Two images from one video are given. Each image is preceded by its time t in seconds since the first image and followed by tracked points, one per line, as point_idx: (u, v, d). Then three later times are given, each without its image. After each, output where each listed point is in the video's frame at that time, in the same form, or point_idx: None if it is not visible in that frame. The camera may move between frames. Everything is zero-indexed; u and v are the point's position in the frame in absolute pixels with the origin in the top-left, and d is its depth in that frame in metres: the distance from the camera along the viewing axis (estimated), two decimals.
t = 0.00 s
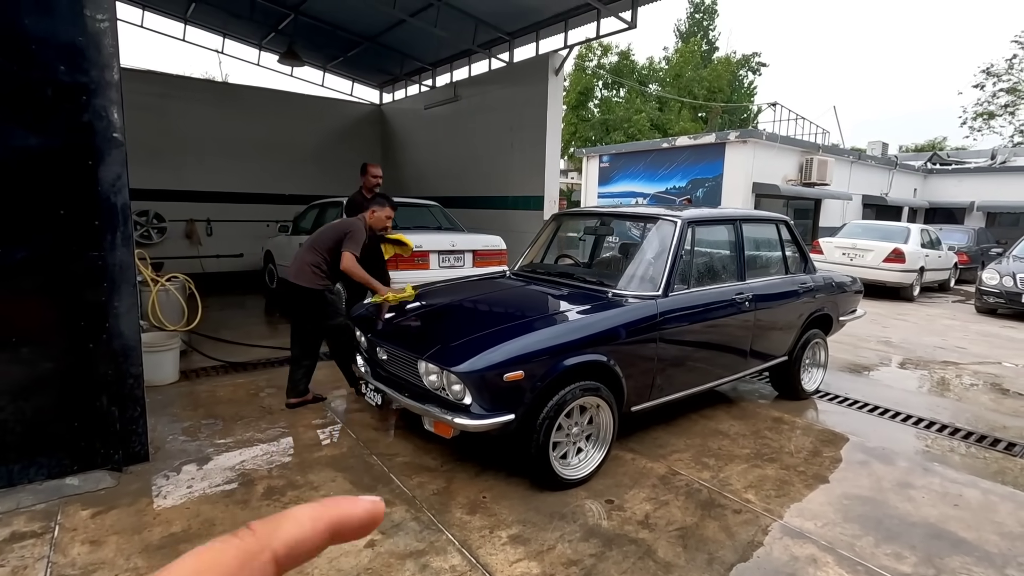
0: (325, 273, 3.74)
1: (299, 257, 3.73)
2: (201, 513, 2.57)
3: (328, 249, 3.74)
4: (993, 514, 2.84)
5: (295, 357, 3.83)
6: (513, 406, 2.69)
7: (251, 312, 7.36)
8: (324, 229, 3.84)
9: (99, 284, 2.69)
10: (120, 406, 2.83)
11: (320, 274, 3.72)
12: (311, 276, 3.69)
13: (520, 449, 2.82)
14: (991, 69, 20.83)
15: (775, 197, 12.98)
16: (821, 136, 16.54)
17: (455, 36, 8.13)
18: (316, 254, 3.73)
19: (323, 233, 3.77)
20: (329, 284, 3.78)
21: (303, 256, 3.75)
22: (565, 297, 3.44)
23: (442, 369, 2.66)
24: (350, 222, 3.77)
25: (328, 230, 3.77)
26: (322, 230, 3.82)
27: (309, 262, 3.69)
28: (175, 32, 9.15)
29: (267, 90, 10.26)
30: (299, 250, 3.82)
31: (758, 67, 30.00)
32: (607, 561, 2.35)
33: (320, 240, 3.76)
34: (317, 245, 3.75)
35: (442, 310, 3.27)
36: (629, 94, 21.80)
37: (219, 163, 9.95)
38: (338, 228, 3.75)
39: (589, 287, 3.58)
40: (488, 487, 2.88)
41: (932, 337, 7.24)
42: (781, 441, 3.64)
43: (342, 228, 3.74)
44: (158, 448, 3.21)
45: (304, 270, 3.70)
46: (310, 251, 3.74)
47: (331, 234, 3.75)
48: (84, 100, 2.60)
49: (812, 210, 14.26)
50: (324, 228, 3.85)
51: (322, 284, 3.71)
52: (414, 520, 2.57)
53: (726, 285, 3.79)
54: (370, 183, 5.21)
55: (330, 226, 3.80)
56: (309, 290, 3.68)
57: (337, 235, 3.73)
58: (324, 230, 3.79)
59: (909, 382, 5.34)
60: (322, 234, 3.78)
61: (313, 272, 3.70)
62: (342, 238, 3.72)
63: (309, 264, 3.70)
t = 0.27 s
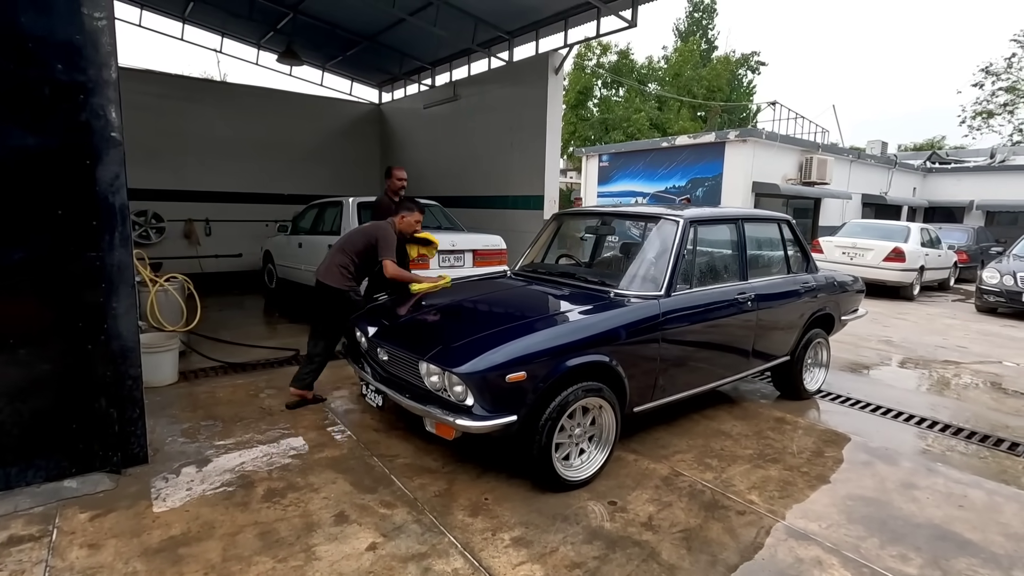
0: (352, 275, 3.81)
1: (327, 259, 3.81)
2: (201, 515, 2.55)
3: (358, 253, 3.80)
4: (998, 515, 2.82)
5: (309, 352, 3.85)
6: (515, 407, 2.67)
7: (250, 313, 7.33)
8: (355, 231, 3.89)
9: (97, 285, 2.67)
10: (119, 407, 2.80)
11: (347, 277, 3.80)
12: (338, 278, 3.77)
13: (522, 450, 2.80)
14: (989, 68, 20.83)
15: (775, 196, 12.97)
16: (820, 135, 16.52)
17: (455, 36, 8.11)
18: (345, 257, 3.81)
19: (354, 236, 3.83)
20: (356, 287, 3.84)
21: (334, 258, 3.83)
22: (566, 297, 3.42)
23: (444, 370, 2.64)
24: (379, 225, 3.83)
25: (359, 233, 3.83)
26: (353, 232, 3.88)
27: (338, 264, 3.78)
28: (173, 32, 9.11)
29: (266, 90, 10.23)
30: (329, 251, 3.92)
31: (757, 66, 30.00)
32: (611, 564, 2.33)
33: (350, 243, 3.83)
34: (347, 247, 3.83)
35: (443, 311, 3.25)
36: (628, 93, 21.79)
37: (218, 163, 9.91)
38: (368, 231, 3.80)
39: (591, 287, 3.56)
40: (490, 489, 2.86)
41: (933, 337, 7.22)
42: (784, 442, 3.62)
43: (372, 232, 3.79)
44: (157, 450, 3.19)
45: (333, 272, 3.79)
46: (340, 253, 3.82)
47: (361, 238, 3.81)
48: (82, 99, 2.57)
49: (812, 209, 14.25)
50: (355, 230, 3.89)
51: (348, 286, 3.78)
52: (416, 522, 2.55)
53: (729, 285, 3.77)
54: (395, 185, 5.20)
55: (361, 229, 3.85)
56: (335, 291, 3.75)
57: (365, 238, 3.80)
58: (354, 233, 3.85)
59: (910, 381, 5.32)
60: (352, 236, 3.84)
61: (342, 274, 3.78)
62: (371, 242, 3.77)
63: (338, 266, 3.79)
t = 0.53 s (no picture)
0: (377, 273, 4.11)
1: (355, 256, 4.14)
2: (209, 520, 2.51)
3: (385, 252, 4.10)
4: (1017, 519, 2.78)
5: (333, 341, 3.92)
6: (528, 410, 2.63)
7: (253, 313, 7.30)
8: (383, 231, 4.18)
9: (103, 287, 2.63)
10: (126, 411, 2.77)
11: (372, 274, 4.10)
12: (364, 275, 4.08)
13: (534, 454, 2.76)
14: (994, 66, 20.72)
15: (779, 194, 12.91)
16: (824, 133, 16.44)
17: (459, 34, 8.06)
18: (372, 255, 4.11)
19: (381, 236, 4.12)
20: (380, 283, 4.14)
21: (361, 255, 4.13)
22: (576, 298, 3.38)
23: (455, 373, 2.61)
24: (407, 226, 4.11)
25: (387, 234, 4.12)
26: (381, 232, 4.17)
27: (364, 261, 4.08)
28: (176, 31, 9.09)
29: (268, 88, 10.19)
30: (358, 249, 4.24)
31: (760, 64, 29.88)
32: (626, 570, 2.29)
33: (377, 243, 4.12)
34: (375, 246, 4.12)
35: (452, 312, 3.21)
36: (631, 92, 21.74)
37: (221, 162, 9.88)
38: (396, 232, 4.09)
39: (601, 288, 3.52)
40: (501, 492, 2.82)
41: (941, 336, 7.17)
42: (796, 444, 3.58)
43: (400, 232, 4.08)
44: (164, 453, 3.15)
45: (360, 268, 4.09)
46: (368, 251, 4.12)
47: (389, 238, 4.10)
48: (87, 98, 2.53)
49: (816, 208, 14.18)
50: (383, 230, 4.19)
51: (372, 282, 4.09)
52: (427, 527, 2.51)
53: (740, 285, 3.73)
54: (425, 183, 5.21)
55: (389, 229, 4.14)
56: (360, 286, 4.06)
57: (394, 239, 4.09)
58: (382, 233, 4.13)
59: (920, 381, 5.27)
60: (380, 236, 4.13)
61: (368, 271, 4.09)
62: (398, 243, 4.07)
63: (365, 263, 4.09)
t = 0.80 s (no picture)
0: (393, 271, 4.12)
1: (372, 253, 4.18)
2: (221, 526, 2.47)
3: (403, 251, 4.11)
4: None
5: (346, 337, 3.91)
6: (544, 415, 2.58)
7: (259, 312, 7.27)
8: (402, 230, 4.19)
9: (113, 288, 2.59)
10: (135, 414, 2.73)
11: (390, 272, 4.11)
12: (381, 272, 4.10)
13: (550, 459, 2.71)
14: (1002, 64, 20.57)
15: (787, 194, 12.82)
16: (831, 132, 16.34)
17: (466, 32, 8.01)
18: (390, 253, 4.12)
19: (400, 235, 4.13)
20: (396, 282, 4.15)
21: (380, 253, 4.15)
22: (589, 299, 3.32)
23: (470, 377, 2.56)
24: (426, 226, 4.12)
25: (406, 233, 4.14)
26: (400, 231, 4.18)
27: (381, 258, 4.10)
28: (181, 29, 9.06)
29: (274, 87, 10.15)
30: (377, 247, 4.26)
31: (765, 62, 29.76)
32: None
33: (396, 241, 4.13)
34: (393, 244, 4.13)
35: (464, 314, 3.16)
36: (636, 90, 21.66)
37: (226, 160, 9.85)
38: (415, 232, 4.10)
39: (615, 289, 3.46)
40: (516, 498, 2.77)
41: (953, 337, 7.09)
42: (813, 448, 3.52)
43: (419, 232, 4.08)
44: (173, 456, 3.12)
45: (378, 266, 4.11)
46: (386, 249, 4.14)
47: (407, 237, 4.11)
48: (96, 96, 2.49)
49: (823, 207, 14.09)
50: (402, 229, 4.20)
51: (388, 280, 4.09)
52: (442, 534, 2.46)
53: (757, 286, 3.67)
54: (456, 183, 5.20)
55: (409, 229, 4.15)
56: (376, 283, 4.07)
57: (413, 238, 4.09)
58: (401, 232, 4.15)
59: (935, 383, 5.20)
60: (399, 235, 4.14)
61: (385, 269, 4.11)
62: (417, 242, 4.08)
63: (382, 260, 4.11)
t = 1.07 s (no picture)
0: (407, 268, 4.13)
1: (387, 251, 4.20)
2: (229, 531, 2.42)
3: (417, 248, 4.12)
4: None
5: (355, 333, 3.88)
6: (559, 418, 2.52)
7: (266, 311, 7.23)
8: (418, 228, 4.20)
9: (120, 287, 2.54)
10: (143, 416, 2.68)
11: (403, 269, 4.12)
12: (394, 268, 4.11)
13: (564, 464, 2.65)
14: (1012, 63, 20.40)
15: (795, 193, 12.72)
16: (839, 131, 16.21)
17: (473, 29, 7.95)
18: (404, 250, 4.13)
19: (415, 232, 4.14)
20: (409, 279, 4.15)
21: (394, 249, 4.16)
22: (602, 300, 3.26)
23: (483, 379, 2.50)
24: (440, 224, 4.11)
25: (420, 230, 4.14)
26: (414, 229, 4.19)
27: (395, 255, 4.12)
28: (187, 27, 9.04)
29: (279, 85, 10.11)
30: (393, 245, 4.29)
31: (772, 61, 29.61)
32: None
33: (410, 238, 4.15)
34: (408, 242, 4.15)
35: (476, 314, 3.10)
36: (642, 89, 21.57)
37: (231, 159, 9.82)
38: (429, 229, 4.10)
39: (628, 289, 3.40)
40: (529, 503, 2.71)
41: (967, 339, 7.00)
42: (831, 452, 3.45)
43: (433, 230, 4.07)
44: (180, 458, 3.07)
45: (391, 263, 4.12)
46: (401, 246, 4.15)
47: (422, 234, 4.12)
48: (103, 91, 2.44)
49: (832, 206, 13.98)
50: (418, 227, 4.20)
51: (401, 276, 4.10)
52: (455, 540, 2.41)
53: (773, 287, 3.60)
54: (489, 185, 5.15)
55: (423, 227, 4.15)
56: (388, 279, 4.08)
57: (426, 236, 4.09)
58: (416, 230, 4.16)
59: (951, 385, 5.11)
60: (414, 233, 4.15)
61: (399, 265, 4.11)
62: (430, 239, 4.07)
63: (396, 257, 4.12)
